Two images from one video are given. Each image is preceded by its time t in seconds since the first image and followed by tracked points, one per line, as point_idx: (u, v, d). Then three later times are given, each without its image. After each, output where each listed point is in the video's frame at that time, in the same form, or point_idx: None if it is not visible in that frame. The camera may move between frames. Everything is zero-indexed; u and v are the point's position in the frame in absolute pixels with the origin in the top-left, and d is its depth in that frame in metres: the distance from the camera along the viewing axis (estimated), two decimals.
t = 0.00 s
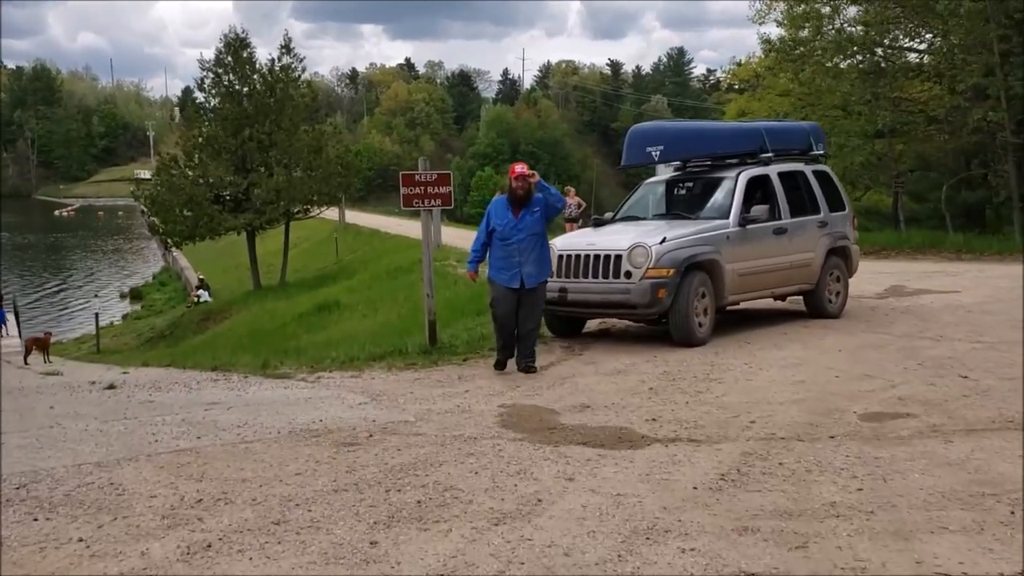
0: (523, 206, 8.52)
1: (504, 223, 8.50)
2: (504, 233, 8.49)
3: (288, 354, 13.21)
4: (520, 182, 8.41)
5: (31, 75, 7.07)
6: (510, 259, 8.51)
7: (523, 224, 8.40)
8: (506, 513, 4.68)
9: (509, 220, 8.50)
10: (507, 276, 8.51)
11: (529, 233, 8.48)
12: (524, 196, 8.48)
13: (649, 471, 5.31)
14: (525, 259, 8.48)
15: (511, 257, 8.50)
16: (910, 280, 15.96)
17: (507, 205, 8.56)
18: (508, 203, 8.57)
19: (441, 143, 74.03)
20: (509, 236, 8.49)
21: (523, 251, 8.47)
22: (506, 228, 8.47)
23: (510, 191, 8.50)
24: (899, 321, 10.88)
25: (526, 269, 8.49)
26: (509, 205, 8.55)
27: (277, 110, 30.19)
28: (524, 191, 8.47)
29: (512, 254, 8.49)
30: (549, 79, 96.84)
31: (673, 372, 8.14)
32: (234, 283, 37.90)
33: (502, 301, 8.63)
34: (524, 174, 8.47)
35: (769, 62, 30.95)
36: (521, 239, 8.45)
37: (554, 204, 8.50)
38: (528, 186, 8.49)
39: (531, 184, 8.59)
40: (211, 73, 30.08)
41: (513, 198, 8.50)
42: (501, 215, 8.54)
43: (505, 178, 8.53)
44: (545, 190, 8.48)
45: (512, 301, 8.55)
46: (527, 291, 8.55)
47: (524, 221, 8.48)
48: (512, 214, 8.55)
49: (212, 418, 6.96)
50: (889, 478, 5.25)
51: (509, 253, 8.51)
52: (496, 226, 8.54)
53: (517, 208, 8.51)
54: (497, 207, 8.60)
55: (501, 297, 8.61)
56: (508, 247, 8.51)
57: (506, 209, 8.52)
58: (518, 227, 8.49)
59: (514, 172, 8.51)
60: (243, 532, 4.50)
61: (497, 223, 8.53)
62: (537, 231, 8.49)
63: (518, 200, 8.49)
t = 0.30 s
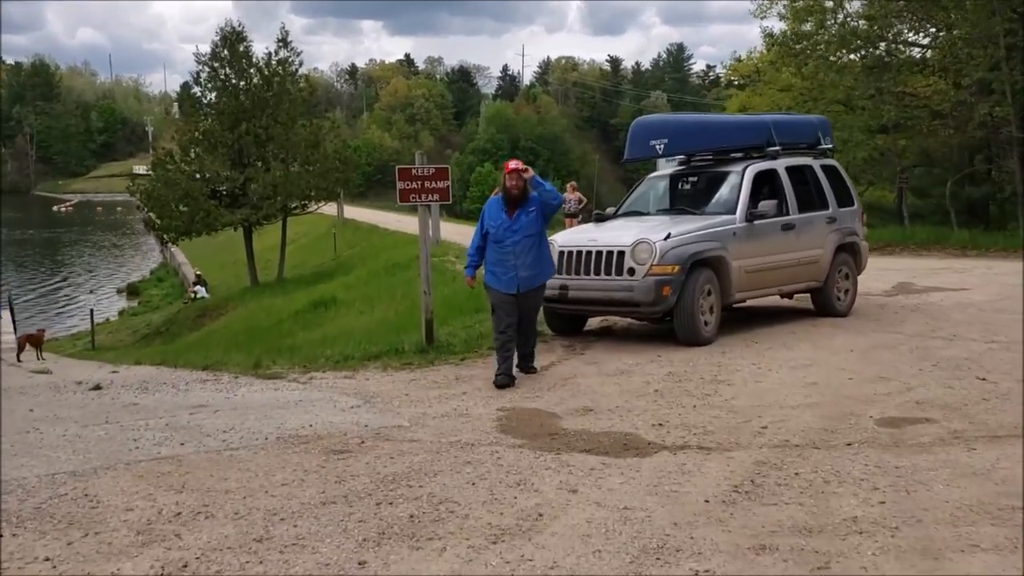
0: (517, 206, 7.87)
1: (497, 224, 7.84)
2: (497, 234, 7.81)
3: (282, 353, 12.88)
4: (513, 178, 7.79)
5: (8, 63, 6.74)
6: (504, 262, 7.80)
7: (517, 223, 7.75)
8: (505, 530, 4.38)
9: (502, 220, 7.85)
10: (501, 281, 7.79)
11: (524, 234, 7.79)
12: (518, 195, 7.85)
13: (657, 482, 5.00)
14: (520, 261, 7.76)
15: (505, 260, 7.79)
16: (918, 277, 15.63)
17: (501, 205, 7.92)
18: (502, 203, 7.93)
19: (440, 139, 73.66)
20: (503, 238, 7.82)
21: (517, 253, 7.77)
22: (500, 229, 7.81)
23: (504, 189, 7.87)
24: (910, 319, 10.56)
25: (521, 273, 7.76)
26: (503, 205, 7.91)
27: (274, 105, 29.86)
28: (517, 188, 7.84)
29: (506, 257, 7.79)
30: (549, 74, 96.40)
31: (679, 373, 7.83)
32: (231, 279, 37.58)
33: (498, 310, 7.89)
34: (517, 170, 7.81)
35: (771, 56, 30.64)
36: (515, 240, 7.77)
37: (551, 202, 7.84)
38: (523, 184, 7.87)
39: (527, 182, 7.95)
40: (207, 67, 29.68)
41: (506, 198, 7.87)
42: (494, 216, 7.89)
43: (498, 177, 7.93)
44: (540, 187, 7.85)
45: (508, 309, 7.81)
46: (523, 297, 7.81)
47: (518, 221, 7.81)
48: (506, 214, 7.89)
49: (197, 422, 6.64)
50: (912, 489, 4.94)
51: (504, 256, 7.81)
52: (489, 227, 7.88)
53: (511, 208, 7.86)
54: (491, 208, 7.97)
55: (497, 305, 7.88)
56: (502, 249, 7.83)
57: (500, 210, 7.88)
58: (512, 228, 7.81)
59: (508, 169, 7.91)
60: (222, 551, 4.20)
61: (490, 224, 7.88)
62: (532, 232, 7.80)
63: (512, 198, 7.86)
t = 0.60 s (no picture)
0: (513, 208, 7.30)
1: (492, 228, 7.28)
2: (493, 239, 7.26)
3: (281, 360, 12.56)
4: (509, 179, 7.22)
5: None
6: (501, 270, 7.26)
7: (514, 227, 7.20)
8: (513, 563, 4.07)
9: (498, 223, 7.28)
10: (500, 289, 7.27)
11: (522, 237, 7.24)
12: (514, 196, 7.27)
13: (673, 507, 4.69)
14: (519, 268, 7.22)
15: (503, 267, 7.25)
16: (931, 279, 15.32)
17: (496, 207, 7.35)
18: (496, 205, 7.36)
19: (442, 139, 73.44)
20: (499, 242, 7.26)
21: (515, 259, 7.24)
22: (495, 234, 7.25)
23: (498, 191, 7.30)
24: (928, 324, 10.25)
25: (521, 280, 7.23)
26: (497, 207, 7.34)
27: (275, 106, 29.58)
28: (513, 188, 7.26)
29: (504, 263, 7.26)
30: (551, 73, 96.16)
31: (691, 383, 7.53)
32: (233, 281, 37.33)
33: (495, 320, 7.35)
34: (513, 169, 7.23)
35: (777, 53, 30.32)
36: (513, 245, 7.23)
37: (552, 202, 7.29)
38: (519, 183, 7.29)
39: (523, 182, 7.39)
40: (207, 67, 29.39)
41: (501, 199, 7.30)
42: (489, 219, 7.33)
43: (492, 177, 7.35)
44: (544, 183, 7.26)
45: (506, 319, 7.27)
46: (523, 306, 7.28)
47: (515, 224, 7.26)
48: (502, 216, 7.33)
49: (190, 438, 6.35)
50: (946, 513, 4.62)
51: (501, 263, 7.26)
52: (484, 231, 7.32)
53: (507, 210, 7.31)
54: (485, 210, 7.39)
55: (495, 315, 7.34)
56: (499, 254, 7.28)
57: (495, 212, 7.32)
58: (509, 231, 7.25)
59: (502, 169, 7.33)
60: None
61: (485, 228, 7.32)
62: (531, 236, 7.26)
63: (508, 200, 7.29)
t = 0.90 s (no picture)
0: (519, 211, 6.52)
1: (495, 232, 6.52)
2: (494, 245, 6.50)
3: (281, 362, 12.25)
4: (513, 178, 6.45)
5: None
6: (503, 280, 6.49)
7: (517, 234, 6.43)
8: None
9: (501, 227, 6.51)
10: (501, 301, 6.50)
11: (526, 244, 6.45)
12: (519, 198, 6.49)
13: (697, 526, 4.42)
14: (521, 280, 6.43)
15: (504, 276, 6.48)
16: (944, 279, 15.04)
17: (499, 209, 6.60)
18: (500, 207, 6.60)
19: (443, 138, 73.27)
20: (502, 248, 6.49)
21: (518, 268, 6.44)
22: (497, 240, 6.49)
23: (502, 191, 6.54)
24: (946, 326, 9.97)
25: (524, 292, 6.44)
26: (502, 209, 6.58)
27: (275, 104, 29.27)
28: (519, 190, 6.49)
29: (505, 272, 6.48)
30: (552, 72, 96.00)
31: (707, 389, 7.24)
32: (233, 280, 37.06)
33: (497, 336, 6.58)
34: (519, 169, 6.46)
35: (782, 51, 30.05)
36: (516, 253, 6.44)
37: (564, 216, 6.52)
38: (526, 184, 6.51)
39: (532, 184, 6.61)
40: (207, 65, 29.12)
41: (505, 200, 6.53)
42: (492, 222, 6.57)
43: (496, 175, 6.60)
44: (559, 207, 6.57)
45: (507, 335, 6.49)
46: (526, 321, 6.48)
47: (519, 228, 6.48)
48: (505, 220, 6.56)
49: (185, 448, 6.06)
50: (991, 533, 4.33)
51: (503, 272, 6.49)
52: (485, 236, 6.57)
53: (511, 214, 6.53)
54: (488, 212, 6.64)
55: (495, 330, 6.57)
56: (501, 263, 6.50)
57: (498, 216, 6.56)
58: (513, 238, 6.47)
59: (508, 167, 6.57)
60: None
61: (487, 232, 6.57)
62: (537, 243, 6.46)
63: (512, 202, 6.51)
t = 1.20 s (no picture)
0: (528, 215, 6.13)
1: (501, 234, 6.14)
2: (499, 249, 6.13)
3: (278, 369, 11.96)
4: (526, 179, 6.05)
5: None
6: (504, 288, 6.13)
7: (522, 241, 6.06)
8: None
9: (508, 230, 6.13)
10: (501, 311, 6.14)
11: (532, 253, 6.05)
12: (529, 201, 6.09)
13: (720, 555, 4.17)
14: (524, 290, 6.07)
15: (506, 285, 6.12)
16: (954, 283, 14.78)
17: (508, 211, 6.21)
18: (509, 208, 6.21)
19: (442, 138, 73.08)
20: (506, 253, 6.11)
21: (521, 277, 6.07)
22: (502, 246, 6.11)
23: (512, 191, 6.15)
24: (961, 333, 9.71)
25: (527, 304, 6.07)
26: (510, 211, 6.20)
27: (274, 104, 29.00)
28: (531, 194, 6.08)
29: (509, 280, 6.11)
30: (551, 72, 95.89)
31: (721, 402, 6.99)
32: (231, 282, 36.81)
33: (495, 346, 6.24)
34: (532, 171, 6.06)
35: (784, 51, 29.85)
36: (520, 260, 6.07)
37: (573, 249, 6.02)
38: (539, 187, 6.11)
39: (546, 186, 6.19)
40: (205, 65, 28.98)
41: (514, 202, 6.14)
42: (498, 225, 6.19)
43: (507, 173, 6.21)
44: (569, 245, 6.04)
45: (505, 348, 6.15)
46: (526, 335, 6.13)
47: (526, 234, 6.09)
48: (513, 224, 6.17)
49: (177, 466, 5.80)
50: None
51: (506, 280, 6.13)
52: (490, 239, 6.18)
53: (520, 219, 6.15)
54: (496, 212, 6.26)
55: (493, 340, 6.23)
56: (505, 270, 6.14)
57: (506, 219, 6.17)
58: (519, 244, 6.08)
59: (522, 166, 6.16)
60: None
61: (492, 233, 6.18)
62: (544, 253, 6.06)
63: (522, 205, 6.13)
